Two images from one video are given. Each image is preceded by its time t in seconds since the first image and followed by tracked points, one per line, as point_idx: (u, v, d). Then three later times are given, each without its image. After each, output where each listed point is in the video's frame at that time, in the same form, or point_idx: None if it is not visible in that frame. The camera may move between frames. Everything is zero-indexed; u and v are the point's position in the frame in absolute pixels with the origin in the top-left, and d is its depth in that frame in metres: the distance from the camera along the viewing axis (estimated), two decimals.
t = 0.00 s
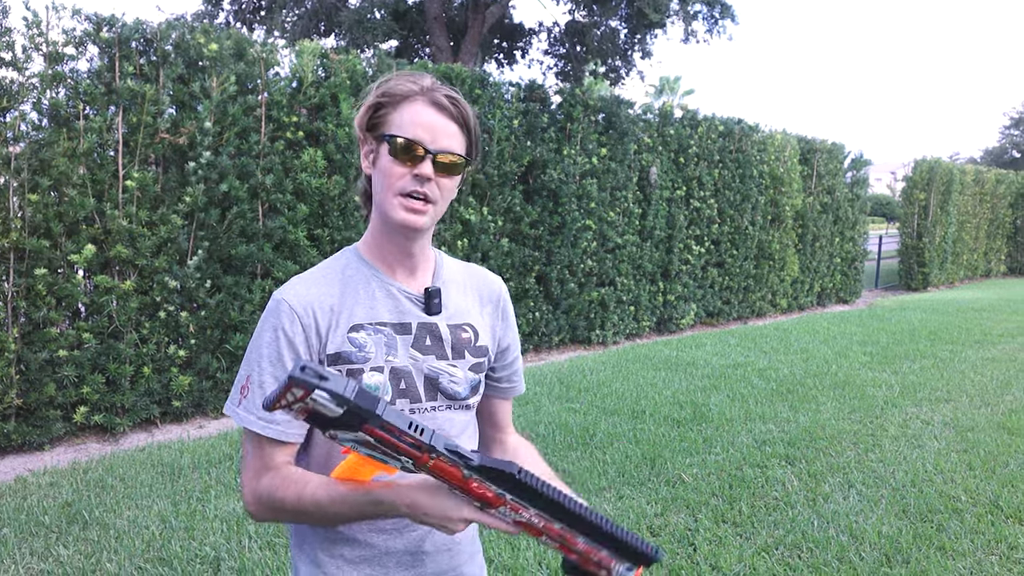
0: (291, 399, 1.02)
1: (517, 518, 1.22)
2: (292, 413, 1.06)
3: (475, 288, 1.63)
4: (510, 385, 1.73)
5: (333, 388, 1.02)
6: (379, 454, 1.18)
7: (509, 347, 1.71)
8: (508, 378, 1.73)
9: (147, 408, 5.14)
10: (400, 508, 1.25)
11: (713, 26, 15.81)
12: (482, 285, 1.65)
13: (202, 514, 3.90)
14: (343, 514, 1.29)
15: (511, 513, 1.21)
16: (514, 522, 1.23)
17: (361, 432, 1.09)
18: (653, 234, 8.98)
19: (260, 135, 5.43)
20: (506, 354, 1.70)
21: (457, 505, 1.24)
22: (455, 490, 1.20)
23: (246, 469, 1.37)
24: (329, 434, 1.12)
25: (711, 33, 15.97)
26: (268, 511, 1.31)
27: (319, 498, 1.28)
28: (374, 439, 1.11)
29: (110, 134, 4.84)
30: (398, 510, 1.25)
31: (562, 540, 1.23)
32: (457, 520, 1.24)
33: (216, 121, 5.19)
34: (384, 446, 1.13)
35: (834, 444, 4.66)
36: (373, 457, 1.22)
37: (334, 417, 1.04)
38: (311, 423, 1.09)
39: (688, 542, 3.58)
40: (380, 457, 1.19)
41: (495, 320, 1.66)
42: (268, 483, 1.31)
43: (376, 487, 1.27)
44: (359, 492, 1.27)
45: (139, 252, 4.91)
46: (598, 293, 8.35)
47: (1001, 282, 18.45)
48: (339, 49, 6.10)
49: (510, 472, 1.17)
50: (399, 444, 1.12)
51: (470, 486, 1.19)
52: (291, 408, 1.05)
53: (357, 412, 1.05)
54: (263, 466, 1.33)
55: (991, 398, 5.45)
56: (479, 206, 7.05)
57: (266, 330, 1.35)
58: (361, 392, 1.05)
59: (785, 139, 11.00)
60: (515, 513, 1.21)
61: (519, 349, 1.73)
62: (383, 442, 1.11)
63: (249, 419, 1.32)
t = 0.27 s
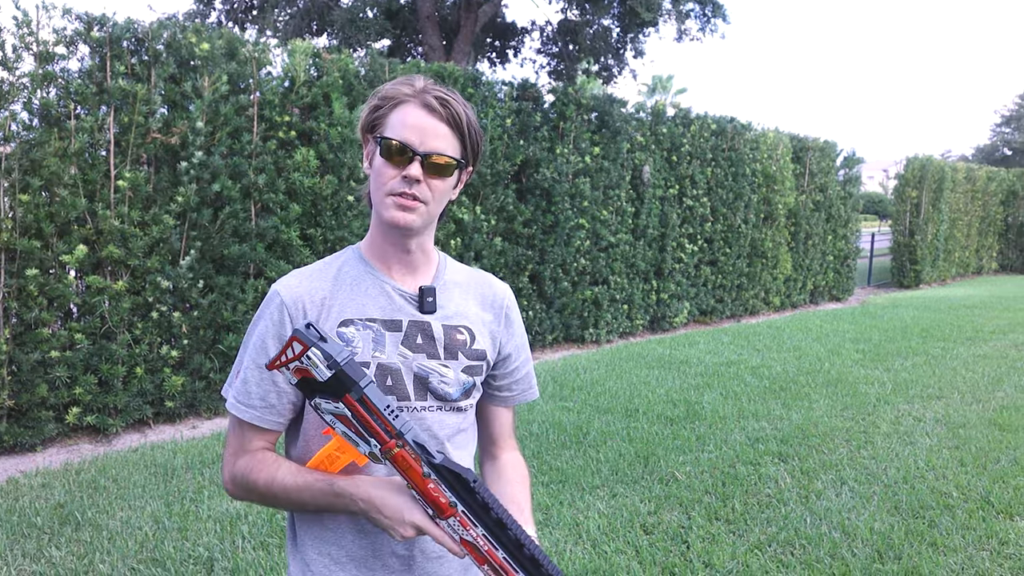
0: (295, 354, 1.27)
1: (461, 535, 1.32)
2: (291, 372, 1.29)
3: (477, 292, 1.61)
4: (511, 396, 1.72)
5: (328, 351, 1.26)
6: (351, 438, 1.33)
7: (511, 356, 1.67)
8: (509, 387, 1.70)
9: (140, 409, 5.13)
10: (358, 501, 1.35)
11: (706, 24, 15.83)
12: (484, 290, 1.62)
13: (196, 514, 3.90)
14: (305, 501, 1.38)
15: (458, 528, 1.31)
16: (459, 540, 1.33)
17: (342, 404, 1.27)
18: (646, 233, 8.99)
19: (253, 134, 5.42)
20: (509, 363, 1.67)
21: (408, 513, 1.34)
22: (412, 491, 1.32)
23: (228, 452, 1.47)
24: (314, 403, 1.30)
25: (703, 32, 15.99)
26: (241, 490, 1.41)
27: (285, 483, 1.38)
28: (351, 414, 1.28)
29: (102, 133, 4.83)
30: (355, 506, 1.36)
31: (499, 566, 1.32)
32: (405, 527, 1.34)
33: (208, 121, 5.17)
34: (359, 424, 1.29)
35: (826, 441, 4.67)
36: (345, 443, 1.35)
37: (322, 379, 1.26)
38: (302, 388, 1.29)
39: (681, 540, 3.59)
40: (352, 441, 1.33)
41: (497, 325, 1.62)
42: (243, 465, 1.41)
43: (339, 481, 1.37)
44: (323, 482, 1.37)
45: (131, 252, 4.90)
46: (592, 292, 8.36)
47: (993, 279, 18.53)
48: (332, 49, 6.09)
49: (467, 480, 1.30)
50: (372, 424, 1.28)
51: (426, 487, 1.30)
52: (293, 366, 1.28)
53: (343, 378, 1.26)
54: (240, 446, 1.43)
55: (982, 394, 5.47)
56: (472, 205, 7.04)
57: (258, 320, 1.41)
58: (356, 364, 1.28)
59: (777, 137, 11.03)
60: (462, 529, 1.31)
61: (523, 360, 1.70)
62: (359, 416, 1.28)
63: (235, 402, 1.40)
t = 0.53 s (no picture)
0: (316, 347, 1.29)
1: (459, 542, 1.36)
2: (309, 365, 1.31)
3: (478, 294, 1.61)
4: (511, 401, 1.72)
5: (350, 348, 1.29)
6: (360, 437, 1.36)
7: (513, 360, 1.67)
8: (509, 391, 1.70)
9: (137, 409, 5.12)
10: (360, 502, 1.36)
11: (702, 23, 15.83)
12: (486, 292, 1.62)
13: (193, 514, 3.89)
14: (306, 500, 1.39)
15: (457, 535, 1.36)
16: (456, 548, 1.37)
17: (357, 401, 1.31)
18: (644, 232, 8.99)
19: (250, 134, 5.41)
20: (509, 366, 1.67)
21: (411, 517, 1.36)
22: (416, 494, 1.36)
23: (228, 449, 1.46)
24: (327, 399, 1.33)
25: (700, 31, 15.99)
26: (241, 488, 1.41)
27: (287, 481, 1.38)
28: (365, 411, 1.32)
29: (98, 133, 4.82)
30: (356, 507, 1.37)
31: None
32: (405, 533, 1.36)
33: (205, 120, 5.16)
34: (371, 423, 1.32)
35: (824, 440, 4.68)
36: (352, 442, 1.37)
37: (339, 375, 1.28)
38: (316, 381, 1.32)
39: (679, 539, 3.60)
40: (360, 440, 1.35)
41: (499, 327, 1.62)
42: (244, 462, 1.41)
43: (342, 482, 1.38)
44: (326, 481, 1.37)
45: (128, 251, 4.89)
46: (590, 291, 8.36)
47: (990, 278, 18.56)
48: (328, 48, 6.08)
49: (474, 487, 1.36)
50: (385, 424, 1.32)
51: (432, 491, 1.34)
52: (312, 359, 1.30)
53: (361, 376, 1.29)
54: (242, 443, 1.43)
55: (979, 393, 5.48)
56: (469, 204, 7.04)
57: (259, 320, 1.41)
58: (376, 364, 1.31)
59: (774, 136, 11.03)
60: (461, 536, 1.36)
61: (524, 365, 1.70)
62: (372, 415, 1.31)
63: (235, 401, 1.40)
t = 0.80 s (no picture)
0: (323, 351, 1.28)
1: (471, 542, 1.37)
2: (313, 370, 1.30)
3: (472, 294, 1.61)
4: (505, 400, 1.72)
5: (358, 353, 1.27)
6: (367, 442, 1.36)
7: (507, 357, 1.68)
8: (503, 389, 1.70)
9: (134, 408, 5.12)
10: (365, 506, 1.37)
11: (701, 24, 15.84)
12: (481, 292, 1.63)
13: (190, 513, 3.89)
14: (305, 507, 1.39)
15: (469, 535, 1.37)
16: (467, 547, 1.38)
17: (366, 406, 1.30)
18: (641, 232, 9.00)
19: (247, 133, 5.41)
20: (504, 366, 1.68)
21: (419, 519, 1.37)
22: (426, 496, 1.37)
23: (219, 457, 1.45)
24: (332, 404, 1.32)
25: (698, 32, 16.00)
26: (236, 498, 1.40)
27: (285, 489, 1.38)
28: (374, 416, 1.31)
29: (96, 132, 4.81)
30: (361, 512, 1.38)
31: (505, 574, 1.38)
32: (413, 535, 1.36)
33: (202, 120, 5.16)
34: (380, 428, 1.32)
35: (820, 441, 4.68)
36: (356, 448, 1.37)
37: (348, 381, 1.28)
38: (321, 386, 1.31)
39: (675, 539, 3.60)
40: (366, 445, 1.35)
41: (492, 326, 1.63)
42: (238, 472, 1.40)
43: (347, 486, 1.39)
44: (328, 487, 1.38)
45: (125, 250, 4.88)
46: (587, 292, 8.36)
47: (987, 279, 18.59)
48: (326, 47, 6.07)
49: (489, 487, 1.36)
50: (396, 427, 1.32)
51: (443, 492, 1.35)
52: (317, 363, 1.29)
53: (369, 382, 1.28)
54: (236, 451, 1.41)
55: (976, 394, 5.49)
56: (467, 204, 7.04)
57: (252, 326, 1.39)
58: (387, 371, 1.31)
59: (772, 137, 11.04)
60: (473, 536, 1.36)
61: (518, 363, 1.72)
62: (381, 420, 1.31)
63: (227, 410, 1.38)
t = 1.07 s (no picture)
0: (313, 353, 1.27)
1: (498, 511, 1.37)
2: (303, 375, 1.29)
3: (452, 285, 1.65)
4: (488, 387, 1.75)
5: (351, 346, 1.28)
6: (373, 437, 1.35)
7: (488, 345, 1.73)
8: (483, 375, 1.73)
9: (131, 409, 5.11)
10: (386, 497, 1.35)
11: (697, 24, 15.87)
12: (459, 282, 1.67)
13: (187, 514, 3.89)
14: (320, 515, 1.36)
15: (496, 503, 1.37)
16: (496, 516, 1.38)
17: (367, 398, 1.31)
18: (638, 232, 9.01)
19: (244, 134, 5.40)
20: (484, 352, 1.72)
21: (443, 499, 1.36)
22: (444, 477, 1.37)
23: (215, 475, 1.39)
24: (330, 406, 1.32)
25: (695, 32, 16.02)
26: (242, 515, 1.35)
27: (297, 500, 1.34)
28: (375, 407, 1.32)
29: (92, 133, 4.81)
30: (382, 507, 1.36)
31: (541, 533, 1.38)
32: (441, 515, 1.36)
33: (199, 121, 5.15)
34: (386, 417, 1.33)
35: (818, 440, 4.69)
36: (361, 445, 1.37)
37: (343, 376, 1.28)
38: (314, 389, 1.30)
39: (673, 539, 3.61)
40: (373, 440, 1.35)
41: (473, 314, 1.68)
42: (241, 488, 1.35)
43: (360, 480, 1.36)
44: (342, 491, 1.35)
45: (121, 252, 4.88)
46: (584, 292, 8.37)
47: (984, 278, 18.61)
48: (323, 48, 6.06)
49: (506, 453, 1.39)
50: (400, 412, 1.33)
51: (461, 468, 1.36)
52: (309, 364, 1.28)
53: (365, 373, 1.29)
54: (236, 466, 1.36)
55: (972, 392, 5.50)
56: (464, 205, 7.04)
57: (241, 333, 1.35)
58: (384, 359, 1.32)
59: (768, 137, 11.06)
60: (500, 502, 1.37)
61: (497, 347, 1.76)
62: (385, 410, 1.33)
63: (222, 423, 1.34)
